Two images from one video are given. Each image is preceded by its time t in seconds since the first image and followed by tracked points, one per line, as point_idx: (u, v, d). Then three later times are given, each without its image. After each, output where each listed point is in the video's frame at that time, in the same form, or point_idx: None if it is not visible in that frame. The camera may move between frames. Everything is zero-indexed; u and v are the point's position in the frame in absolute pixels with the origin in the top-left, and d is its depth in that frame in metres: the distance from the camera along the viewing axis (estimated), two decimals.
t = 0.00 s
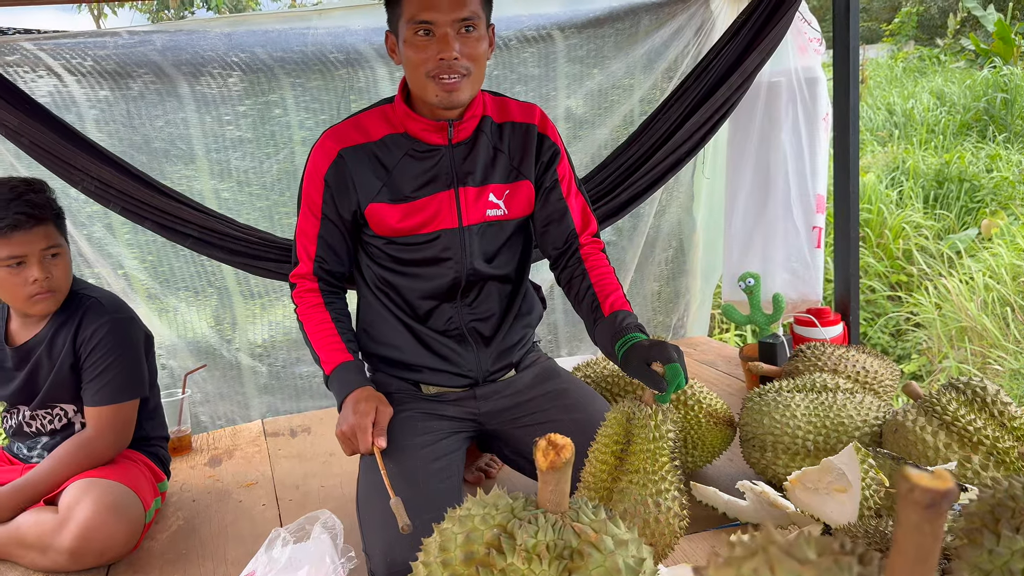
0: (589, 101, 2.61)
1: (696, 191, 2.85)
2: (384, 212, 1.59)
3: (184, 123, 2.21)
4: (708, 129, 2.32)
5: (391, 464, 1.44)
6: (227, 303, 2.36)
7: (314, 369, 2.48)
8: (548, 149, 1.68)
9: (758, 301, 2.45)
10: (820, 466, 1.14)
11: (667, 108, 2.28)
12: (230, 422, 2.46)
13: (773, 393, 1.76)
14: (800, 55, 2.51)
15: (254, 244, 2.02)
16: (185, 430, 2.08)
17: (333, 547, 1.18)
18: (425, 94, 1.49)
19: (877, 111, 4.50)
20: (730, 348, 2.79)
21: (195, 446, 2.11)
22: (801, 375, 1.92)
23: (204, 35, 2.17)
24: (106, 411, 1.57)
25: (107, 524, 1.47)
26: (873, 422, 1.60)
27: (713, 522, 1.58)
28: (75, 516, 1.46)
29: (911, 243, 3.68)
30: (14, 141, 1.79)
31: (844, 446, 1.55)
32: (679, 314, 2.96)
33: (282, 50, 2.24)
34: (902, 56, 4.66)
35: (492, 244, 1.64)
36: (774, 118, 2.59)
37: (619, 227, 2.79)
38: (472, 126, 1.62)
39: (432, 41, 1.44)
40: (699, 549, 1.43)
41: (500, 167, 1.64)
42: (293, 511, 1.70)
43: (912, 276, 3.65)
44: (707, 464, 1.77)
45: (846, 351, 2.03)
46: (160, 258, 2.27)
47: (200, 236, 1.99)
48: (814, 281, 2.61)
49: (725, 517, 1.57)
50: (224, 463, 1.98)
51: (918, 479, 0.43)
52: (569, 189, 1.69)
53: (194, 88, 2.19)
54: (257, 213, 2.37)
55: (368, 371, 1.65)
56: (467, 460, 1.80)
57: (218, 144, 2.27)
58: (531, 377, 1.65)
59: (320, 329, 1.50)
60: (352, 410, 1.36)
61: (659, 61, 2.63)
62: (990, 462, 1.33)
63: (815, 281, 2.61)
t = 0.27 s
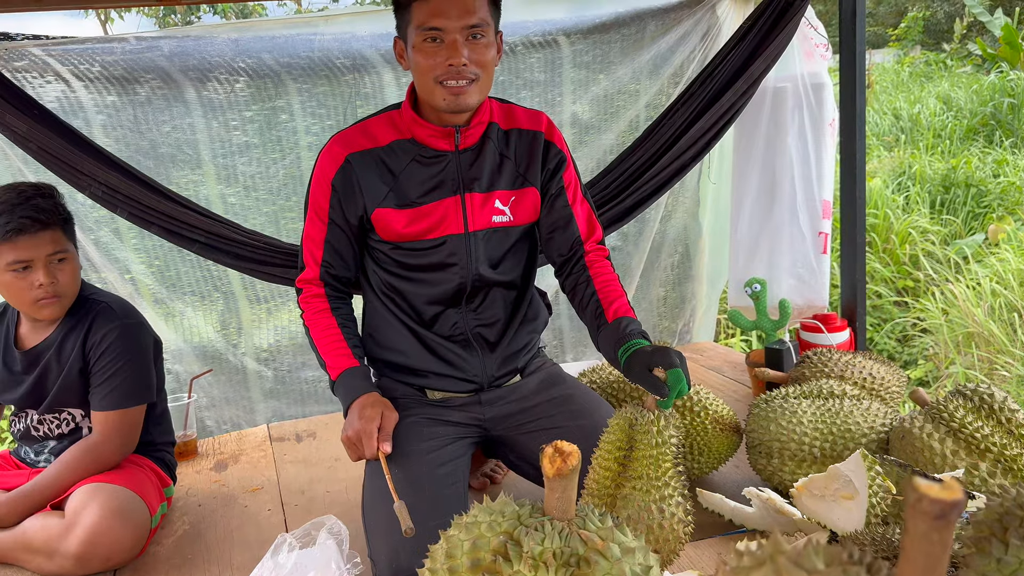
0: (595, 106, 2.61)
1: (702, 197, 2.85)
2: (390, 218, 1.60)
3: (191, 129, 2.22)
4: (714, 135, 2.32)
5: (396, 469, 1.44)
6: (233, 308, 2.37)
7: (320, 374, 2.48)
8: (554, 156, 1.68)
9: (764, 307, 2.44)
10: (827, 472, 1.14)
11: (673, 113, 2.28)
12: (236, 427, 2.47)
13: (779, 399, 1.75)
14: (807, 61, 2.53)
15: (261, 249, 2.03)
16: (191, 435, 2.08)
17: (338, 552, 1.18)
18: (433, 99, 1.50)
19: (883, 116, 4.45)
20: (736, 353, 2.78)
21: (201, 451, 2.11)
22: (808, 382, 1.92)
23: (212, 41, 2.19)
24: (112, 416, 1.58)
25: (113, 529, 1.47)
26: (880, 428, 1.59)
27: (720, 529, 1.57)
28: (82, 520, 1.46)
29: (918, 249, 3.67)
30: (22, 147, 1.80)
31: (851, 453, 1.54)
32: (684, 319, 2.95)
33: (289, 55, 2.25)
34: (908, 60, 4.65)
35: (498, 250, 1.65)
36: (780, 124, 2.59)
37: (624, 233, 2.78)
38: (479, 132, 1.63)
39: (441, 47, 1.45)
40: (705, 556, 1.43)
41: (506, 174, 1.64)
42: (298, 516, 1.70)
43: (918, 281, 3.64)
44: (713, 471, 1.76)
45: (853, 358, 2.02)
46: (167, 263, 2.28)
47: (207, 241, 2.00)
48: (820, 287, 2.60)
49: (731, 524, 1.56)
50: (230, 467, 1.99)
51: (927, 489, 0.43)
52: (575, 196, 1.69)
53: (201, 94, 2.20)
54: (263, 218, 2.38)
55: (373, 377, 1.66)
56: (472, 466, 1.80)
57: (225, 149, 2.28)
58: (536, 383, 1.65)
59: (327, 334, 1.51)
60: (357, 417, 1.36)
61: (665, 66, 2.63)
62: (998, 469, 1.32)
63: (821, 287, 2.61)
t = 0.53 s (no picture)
0: (602, 110, 2.61)
1: (709, 201, 2.84)
2: (399, 221, 1.59)
3: (199, 132, 2.23)
4: (722, 139, 2.31)
5: (404, 472, 1.44)
6: (240, 311, 2.37)
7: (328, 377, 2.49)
8: (563, 160, 1.68)
9: (773, 312, 2.43)
10: (836, 477, 1.13)
11: (682, 117, 2.28)
12: (243, 430, 2.47)
13: (788, 404, 1.74)
14: (815, 64, 2.52)
15: (269, 253, 2.03)
16: (198, 438, 2.09)
17: (346, 557, 1.18)
18: (441, 102, 1.50)
19: (891, 120, 4.42)
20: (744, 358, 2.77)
21: (208, 454, 2.12)
22: (816, 386, 1.90)
23: (220, 45, 2.20)
24: (120, 420, 1.58)
25: (120, 532, 1.47)
26: (890, 434, 1.57)
27: (730, 533, 1.56)
28: (90, 523, 1.46)
29: (926, 253, 3.65)
30: (31, 150, 1.81)
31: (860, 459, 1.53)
32: (692, 324, 2.94)
33: (297, 59, 2.26)
34: (916, 64, 4.64)
35: (507, 253, 1.64)
36: (789, 128, 2.58)
37: (632, 237, 2.78)
38: (488, 137, 1.63)
39: (449, 51, 1.45)
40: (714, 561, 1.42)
41: (514, 178, 1.64)
42: (305, 519, 1.70)
43: (926, 285, 3.62)
44: (721, 476, 1.75)
45: (862, 362, 2.01)
46: (175, 266, 2.28)
47: (215, 244, 2.01)
48: (828, 291, 2.59)
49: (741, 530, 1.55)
50: (237, 471, 1.99)
51: (946, 496, 0.42)
52: (584, 200, 1.68)
53: (209, 97, 2.21)
54: (271, 221, 2.39)
55: (381, 380, 1.65)
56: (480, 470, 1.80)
57: (233, 153, 2.29)
58: (545, 387, 1.64)
59: (335, 338, 1.50)
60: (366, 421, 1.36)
61: (673, 69, 2.63)
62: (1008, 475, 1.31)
63: (830, 291, 2.59)
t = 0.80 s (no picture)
0: (610, 113, 2.61)
1: (717, 204, 2.82)
2: (406, 224, 1.59)
3: (207, 136, 2.24)
4: (731, 142, 2.31)
5: (412, 475, 1.44)
6: (249, 314, 2.38)
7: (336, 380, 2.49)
8: (571, 164, 1.68)
9: (782, 315, 2.42)
10: (846, 482, 1.12)
11: (690, 120, 2.27)
12: (251, 433, 2.48)
13: (797, 408, 1.73)
14: (823, 66, 2.49)
15: (278, 256, 2.04)
16: (207, 440, 2.09)
17: (355, 561, 1.18)
18: (457, 122, 1.49)
19: (899, 122, 4.50)
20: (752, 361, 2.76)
21: (216, 457, 2.12)
22: (826, 390, 1.89)
23: (229, 49, 2.21)
24: (131, 424, 1.58)
25: (130, 535, 1.47)
26: (900, 438, 1.56)
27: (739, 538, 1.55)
28: (99, 525, 1.47)
29: (934, 256, 3.62)
30: (41, 153, 1.82)
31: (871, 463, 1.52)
32: (700, 327, 2.93)
33: (306, 63, 2.27)
34: (924, 67, 4.62)
35: (514, 257, 1.64)
36: (798, 131, 2.57)
37: (640, 240, 2.77)
38: (495, 141, 1.62)
39: (470, 80, 1.41)
40: (724, 566, 1.41)
41: (522, 181, 1.64)
42: (313, 522, 1.70)
43: (935, 289, 3.60)
44: (731, 480, 1.74)
45: (872, 366, 2.00)
46: (183, 269, 2.29)
47: (224, 247, 2.01)
48: (837, 294, 2.58)
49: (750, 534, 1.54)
50: (245, 474, 1.99)
51: (965, 502, 0.42)
52: (594, 204, 1.68)
53: (217, 101, 2.22)
54: (279, 224, 2.40)
55: (389, 383, 1.65)
56: (488, 473, 1.80)
57: (241, 157, 2.30)
58: (552, 390, 1.64)
59: (344, 341, 1.50)
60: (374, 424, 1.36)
61: (681, 72, 2.62)
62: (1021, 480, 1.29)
63: (839, 294, 2.58)
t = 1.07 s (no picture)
0: (618, 114, 2.60)
1: (727, 205, 2.81)
2: (413, 224, 1.60)
3: (217, 137, 2.25)
4: (739, 143, 2.30)
5: (420, 476, 1.44)
6: (258, 315, 2.39)
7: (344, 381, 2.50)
8: (579, 165, 1.67)
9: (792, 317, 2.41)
10: (858, 484, 1.11)
11: (699, 120, 2.27)
12: (259, 434, 2.49)
13: (808, 410, 1.72)
14: (833, 67, 2.49)
15: (287, 257, 2.04)
16: (216, 442, 2.10)
17: (364, 562, 1.18)
18: (468, 128, 1.48)
19: (908, 123, 4.44)
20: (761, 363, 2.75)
21: (225, 458, 2.13)
22: (836, 392, 1.88)
23: (238, 51, 2.21)
24: (142, 426, 1.59)
25: (139, 536, 1.48)
26: (911, 440, 1.54)
27: (748, 541, 1.55)
28: (109, 526, 1.47)
29: (944, 258, 3.60)
30: (52, 155, 1.83)
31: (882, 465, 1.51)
32: (709, 329, 2.92)
33: (315, 65, 2.28)
34: (933, 67, 4.60)
35: (521, 259, 1.64)
36: (808, 131, 2.56)
37: (648, 241, 2.76)
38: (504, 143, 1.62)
39: (480, 87, 1.40)
40: (734, 569, 1.40)
41: (531, 184, 1.64)
42: (322, 524, 1.70)
43: (944, 291, 3.57)
44: (740, 482, 1.73)
45: (882, 368, 1.98)
46: (193, 271, 2.30)
47: (233, 249, 2.02)
48: (848, 295, 2.56)
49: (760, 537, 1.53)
50: (254, 475, 2.00)
51: (987, 503, 0.41)
52: (605, 205, 1.67)
53: (226, 103, 2.23)
54: (288, 226, 2.40)
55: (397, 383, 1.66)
56: (496, 475, 1.81)
57: (251, 158, 2.31)
58: (561, 392, 1.64)
59: (352, 342, 1.50)
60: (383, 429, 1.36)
61: (689, 73, 2.62)
62: None
63: (849, 296, 2.56)
